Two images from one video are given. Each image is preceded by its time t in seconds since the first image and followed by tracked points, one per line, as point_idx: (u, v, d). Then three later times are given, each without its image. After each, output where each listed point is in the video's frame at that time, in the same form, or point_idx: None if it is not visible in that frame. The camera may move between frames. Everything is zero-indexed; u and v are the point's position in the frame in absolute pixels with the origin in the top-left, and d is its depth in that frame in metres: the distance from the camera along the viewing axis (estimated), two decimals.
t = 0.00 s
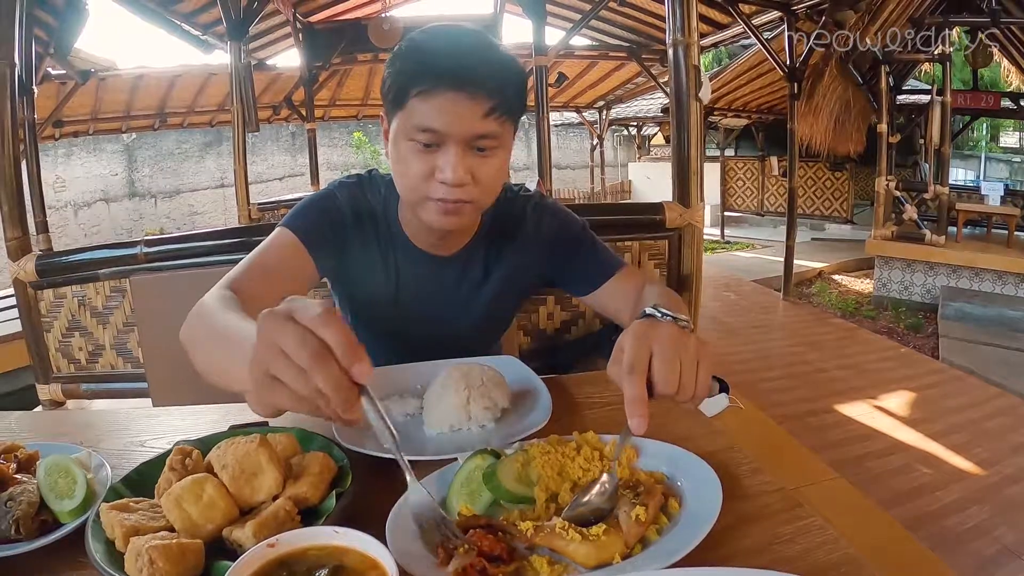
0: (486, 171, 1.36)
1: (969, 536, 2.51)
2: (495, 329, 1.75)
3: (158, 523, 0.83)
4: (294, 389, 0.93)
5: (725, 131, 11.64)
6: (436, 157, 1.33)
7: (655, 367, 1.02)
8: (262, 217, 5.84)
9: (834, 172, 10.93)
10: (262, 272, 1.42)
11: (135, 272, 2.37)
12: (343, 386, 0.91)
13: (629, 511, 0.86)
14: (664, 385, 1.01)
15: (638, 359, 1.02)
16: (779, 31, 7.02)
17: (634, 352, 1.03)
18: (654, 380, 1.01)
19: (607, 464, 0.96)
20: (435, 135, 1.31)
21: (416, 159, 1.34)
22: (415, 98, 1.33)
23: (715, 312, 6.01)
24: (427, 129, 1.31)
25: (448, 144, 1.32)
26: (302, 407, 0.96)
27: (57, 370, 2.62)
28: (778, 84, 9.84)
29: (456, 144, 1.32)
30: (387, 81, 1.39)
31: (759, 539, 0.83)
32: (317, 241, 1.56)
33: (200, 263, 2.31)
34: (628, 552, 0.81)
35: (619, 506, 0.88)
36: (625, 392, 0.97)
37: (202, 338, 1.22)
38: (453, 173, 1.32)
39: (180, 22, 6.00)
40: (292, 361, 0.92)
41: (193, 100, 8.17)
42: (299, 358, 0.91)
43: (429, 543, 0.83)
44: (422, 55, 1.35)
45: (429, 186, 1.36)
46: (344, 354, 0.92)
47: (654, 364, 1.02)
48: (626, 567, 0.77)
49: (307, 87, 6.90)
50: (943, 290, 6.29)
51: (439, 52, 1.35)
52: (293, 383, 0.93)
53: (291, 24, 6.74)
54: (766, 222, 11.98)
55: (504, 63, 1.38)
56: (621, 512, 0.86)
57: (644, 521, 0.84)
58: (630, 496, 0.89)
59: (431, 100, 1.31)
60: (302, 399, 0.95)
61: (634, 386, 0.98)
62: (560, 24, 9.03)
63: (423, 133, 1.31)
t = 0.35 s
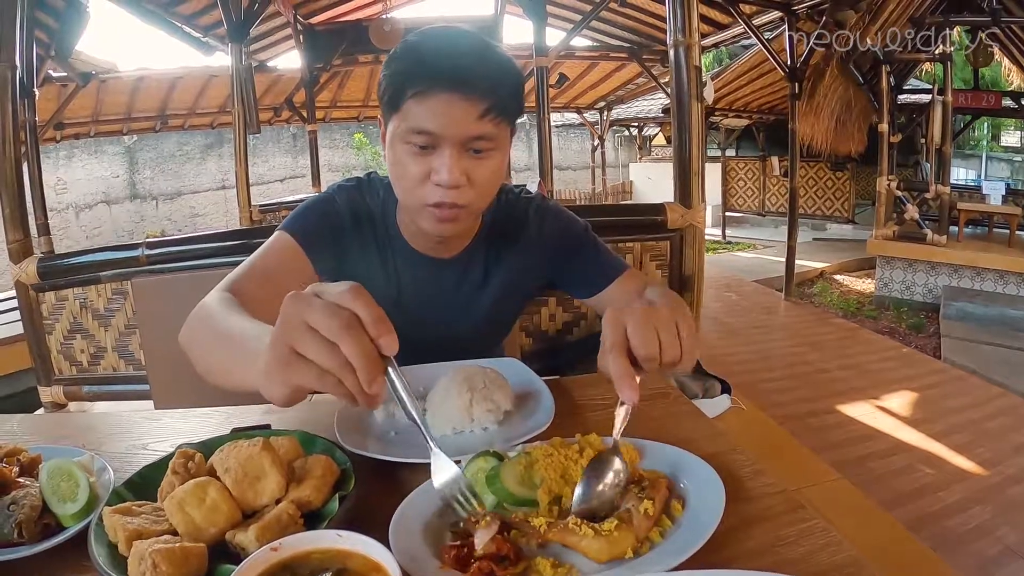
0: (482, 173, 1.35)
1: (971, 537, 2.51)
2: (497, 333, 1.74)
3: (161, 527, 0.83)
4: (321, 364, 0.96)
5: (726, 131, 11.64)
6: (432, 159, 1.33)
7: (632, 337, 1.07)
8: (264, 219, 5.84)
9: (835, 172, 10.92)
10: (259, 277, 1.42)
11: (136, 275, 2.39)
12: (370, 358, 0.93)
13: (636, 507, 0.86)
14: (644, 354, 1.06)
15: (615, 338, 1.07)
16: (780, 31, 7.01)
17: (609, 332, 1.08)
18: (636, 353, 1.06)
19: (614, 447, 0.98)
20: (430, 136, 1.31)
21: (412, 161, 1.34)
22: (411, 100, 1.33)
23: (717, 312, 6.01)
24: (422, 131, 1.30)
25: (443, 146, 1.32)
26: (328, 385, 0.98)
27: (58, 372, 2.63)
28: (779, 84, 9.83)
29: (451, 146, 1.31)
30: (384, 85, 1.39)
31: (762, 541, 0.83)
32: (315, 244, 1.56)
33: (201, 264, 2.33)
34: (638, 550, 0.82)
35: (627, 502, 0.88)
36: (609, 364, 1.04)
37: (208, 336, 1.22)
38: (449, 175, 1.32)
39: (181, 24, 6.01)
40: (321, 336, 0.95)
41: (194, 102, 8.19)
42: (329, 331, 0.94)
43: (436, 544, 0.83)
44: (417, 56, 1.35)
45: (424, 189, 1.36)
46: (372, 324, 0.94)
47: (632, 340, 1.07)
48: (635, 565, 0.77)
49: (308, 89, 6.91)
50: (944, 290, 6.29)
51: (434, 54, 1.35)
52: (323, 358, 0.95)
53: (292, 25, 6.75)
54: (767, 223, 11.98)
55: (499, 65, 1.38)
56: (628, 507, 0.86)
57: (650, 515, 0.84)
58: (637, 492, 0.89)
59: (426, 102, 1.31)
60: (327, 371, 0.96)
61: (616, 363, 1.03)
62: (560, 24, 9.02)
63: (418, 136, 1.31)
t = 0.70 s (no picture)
0: (480, 172, 1.35)
1: (971, 537, 2.51)
2: (498, 333, 1.74)
3: (162, 524, 0.83)
4: (340, 352, 0.97)
5: (727, 131, 11.63)
6: (429, 160, 1.33)
7: (587, 318, 1.07)
8: (264, 218, 5.84)
9: (836, 172, 10.92)
10: (262, 276, 1.42)
11: (137, 273, 2.36)
12: (389, 344, 0.93)
13: (637, 505, 0.87)
14: (598, 334, 1.06)
15: (569, 319, 1.07)
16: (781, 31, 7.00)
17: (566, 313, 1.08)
18: (589, 333, 1.06)
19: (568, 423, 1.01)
20: (428, 136, 1.30)
21: (410, 161, 1.34)
22: (408, 100, 1.33)
23: (717, 312, 6.02)
24: (420, 130, 1.30)
25: (441, 146, 1.31)
26: (345, 372, 0.99)
27: (59, 370, 2.63)
28: (780, 84, 9.81)
29: (449, 145, 1.31)
30: (382, 85, 1.39)
31: (764, 540, 0.83)
32: (315, 242, 1.56)
33: (201, 262, 2.30)
34: (640, 548, 0.82)
35: (628, 499, 0.89)
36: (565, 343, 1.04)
37: (213, 336, 1.21)
38: (447, 176, 1.32)
39: (182, 22, 6.01)
40: (342, 324, 0.97)
41: (195, 100, 8.18)
42: (350, 319, 0.96)
43: (437, 544, 0.83)
44: (415, 57, 1.35)
45: (422, 189, 1.36)
46: (392, 311, 0.95)
47: (586, 321, 1.07)
48: (637, 563, 0.78)
49: (309, 87, 6.91)
50: (945, 290, 6.28)
51: (431, 54, 1.35)
52: (341, 344, 0.96)
53: (293, 24, 6.74)
54: (768, 222, 11.98)
55: (497, 66, 1.38)
56: (630, 505, 0.87)
57: (652, 514, 0.85)
58: (639, 492, 0.90)
59: (424, 102, 1.31)
60: (346, 360, 0.97)
61: (569, 341, 1.04)
62: (562, 23, 9.01)
63: (415, 136, 1.31)
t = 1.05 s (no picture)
0: (481, 171, 1.35)
1: (972, 536, 2.50)
2: (498, 333, 1.74)
3: (164, 523, 0.83)
4: (343, 357, 0.97)
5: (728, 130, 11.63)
6: (430, 158, 1.33)
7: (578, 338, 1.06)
8: (265, 217, 5.83)
9: (837, 171, 10.91)
10: (263, 274, 1.42)
11: (138, 272, 2.36)
12: (393, 350, 0.93)
13: (639, 504, 0.87)
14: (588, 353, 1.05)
15: (559, 334, 1.06)
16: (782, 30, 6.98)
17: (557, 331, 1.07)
18: (581, 352, 1.05)
19: (555, 437, 0.98)
20: (428, 135, 1.30)
21: (411, 160, 1.34)
22: (408, 99, 1.32)
23: (718, 311, 6.01)
24: (420, 129, 1.30)
25: (441, 145, 1.31)
26: (347, 377, 0.98)
27: (60, 369, 2.64)
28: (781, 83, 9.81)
29: (449, 144, 1.31)
30: (381, 83, 1.39)
31: (767, 538, 0.82)
32: (315, 241, 1.56)
33: (202, 262, 2.30)
34: (642, 547, 0.82)
35: (629, 498, 0.89)
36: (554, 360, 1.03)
37: (215, 335, 1.21)
38: (448, 174, 1.32)
39: (183, 22, 6.00)
40: (346, 328, 0.97)
41: (196, 100, 8.18)
42: (355, 324, 0.95)
43: (439, 543, 0.83)
44: (414, 55, 1.35)
45: (423, 187, 1.35)
46: (396, 317, 0.95)
47: (576, 338, 1.06)
48: (640, 561, 0.78)
49: (310, 87, 6.91)
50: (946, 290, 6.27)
51: (431, 52, 1.35)
52: (344, 348, 0.96)
53: (293, 24, 6.73)
54: (769, 222, 11.97)
55: (496, 63, 1.38)
56: (632, 504, 0.87)
57: (655, 511, 0.86)
58: (641, 490, 0.90)
59: (424, 100, 1.31)
60: (349, 364, 0.97)
61: (558, 358, 1.03)
62: (563, 23, 9.01)
63: (415, 134, 1.31)
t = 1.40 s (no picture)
0: (487, 171, 1.35)
1: (972, 536, 2.50)
2: (500, 333, 1.74)
3: (164, 523, 0.83)
4: (356, 372, 0.96)
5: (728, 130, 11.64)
6: (436, 158, 1.33)
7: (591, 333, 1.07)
8: (265, 217, 5.83)
9: (837, 171, 10.92)
10: (268, 275, 1.42)
11: (138, 272, 2.37)
12: (407, 370, 0.93)
13: (640, 504, 0.87)
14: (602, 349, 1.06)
15: (571, 329, 1.07)
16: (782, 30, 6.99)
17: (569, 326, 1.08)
18: (592, 350, 1.06)
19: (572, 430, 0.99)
20: (435, 135, 1.30)
21: (417, 160, 1.34)
22: (415, 99, 1.32)
23: (719, 311, 6.01)
24: (427, 129, 1.30)
25: (447, 145, 1.31)
26: (356, 392, 0.97)
27: (60, 370, 2.64)
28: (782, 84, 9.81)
29: (456, 144, 1.31)
30: (388, 83, 1.39)
31: (767, 538, 0.82)
32: (319, 241, 1.55)
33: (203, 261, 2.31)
34: (642, 547, 0.82)
35: (629, 498, 0.89)
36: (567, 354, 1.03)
37: (221, 332, 1.21)
38: (454, 174, 1.32)
39: (183, 22, 6.00)
40: (362, 343, 0.97)
41: (196, 100, 8.18)
42: (371, 341, 0.95)
43: (440, 544, 0.83)
44: (420, 55, 1.35)
45: (429, 188, 1.35)
46: (413, 338, 0.95)
47: (589, 336, 1.07)
48: (641, 561, 0.78)
49: (311, 87, 6.91)
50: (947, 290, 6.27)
51: (436, 53, 1.35)
52: (358, 364, 0.95)
53: (293, 24, 6.73)
54: (769, 222, 11.98)
55: (501, 63, 1.38)
56: (632, 503, 0.87)
57: (655, 512, 0.85)
58: (641, 491, 0.90)
59: (430, 101, 1.31)
60: (361, 380, 0.96)
61: (572, 352, 1.03)
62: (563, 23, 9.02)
63: (421, 135, 1.31)
